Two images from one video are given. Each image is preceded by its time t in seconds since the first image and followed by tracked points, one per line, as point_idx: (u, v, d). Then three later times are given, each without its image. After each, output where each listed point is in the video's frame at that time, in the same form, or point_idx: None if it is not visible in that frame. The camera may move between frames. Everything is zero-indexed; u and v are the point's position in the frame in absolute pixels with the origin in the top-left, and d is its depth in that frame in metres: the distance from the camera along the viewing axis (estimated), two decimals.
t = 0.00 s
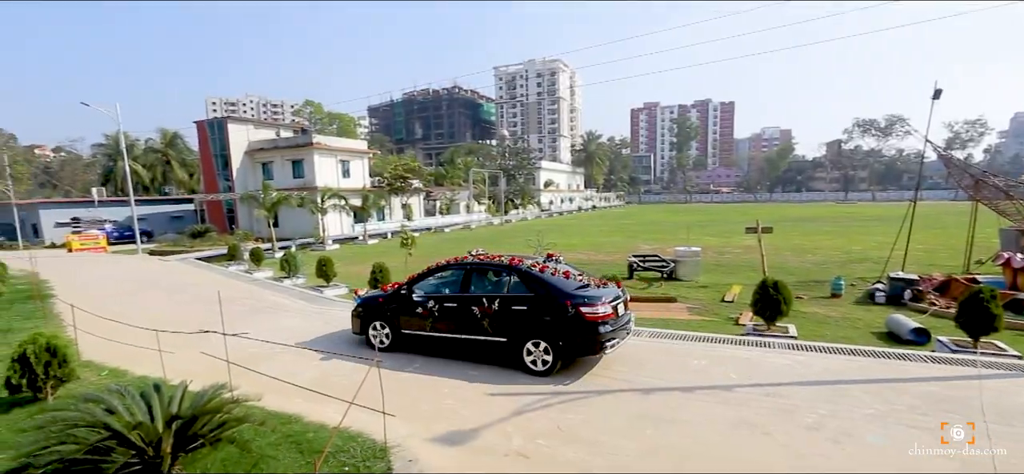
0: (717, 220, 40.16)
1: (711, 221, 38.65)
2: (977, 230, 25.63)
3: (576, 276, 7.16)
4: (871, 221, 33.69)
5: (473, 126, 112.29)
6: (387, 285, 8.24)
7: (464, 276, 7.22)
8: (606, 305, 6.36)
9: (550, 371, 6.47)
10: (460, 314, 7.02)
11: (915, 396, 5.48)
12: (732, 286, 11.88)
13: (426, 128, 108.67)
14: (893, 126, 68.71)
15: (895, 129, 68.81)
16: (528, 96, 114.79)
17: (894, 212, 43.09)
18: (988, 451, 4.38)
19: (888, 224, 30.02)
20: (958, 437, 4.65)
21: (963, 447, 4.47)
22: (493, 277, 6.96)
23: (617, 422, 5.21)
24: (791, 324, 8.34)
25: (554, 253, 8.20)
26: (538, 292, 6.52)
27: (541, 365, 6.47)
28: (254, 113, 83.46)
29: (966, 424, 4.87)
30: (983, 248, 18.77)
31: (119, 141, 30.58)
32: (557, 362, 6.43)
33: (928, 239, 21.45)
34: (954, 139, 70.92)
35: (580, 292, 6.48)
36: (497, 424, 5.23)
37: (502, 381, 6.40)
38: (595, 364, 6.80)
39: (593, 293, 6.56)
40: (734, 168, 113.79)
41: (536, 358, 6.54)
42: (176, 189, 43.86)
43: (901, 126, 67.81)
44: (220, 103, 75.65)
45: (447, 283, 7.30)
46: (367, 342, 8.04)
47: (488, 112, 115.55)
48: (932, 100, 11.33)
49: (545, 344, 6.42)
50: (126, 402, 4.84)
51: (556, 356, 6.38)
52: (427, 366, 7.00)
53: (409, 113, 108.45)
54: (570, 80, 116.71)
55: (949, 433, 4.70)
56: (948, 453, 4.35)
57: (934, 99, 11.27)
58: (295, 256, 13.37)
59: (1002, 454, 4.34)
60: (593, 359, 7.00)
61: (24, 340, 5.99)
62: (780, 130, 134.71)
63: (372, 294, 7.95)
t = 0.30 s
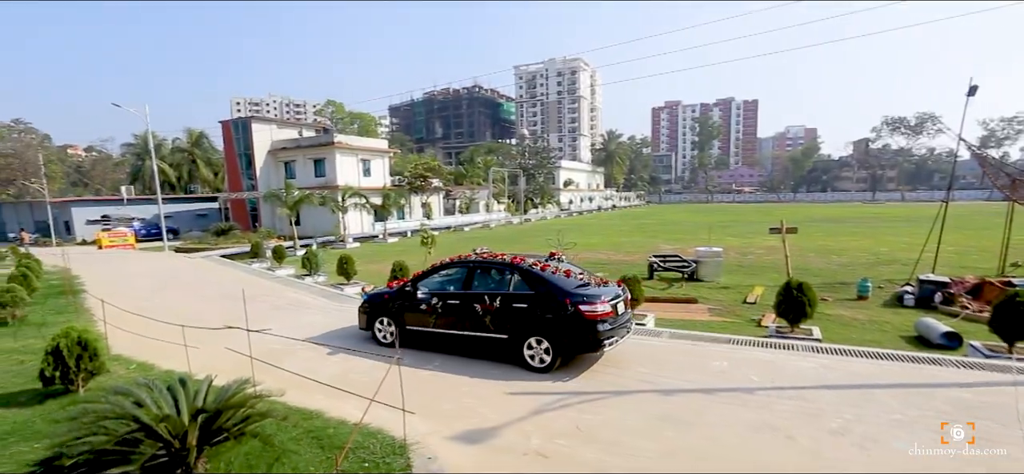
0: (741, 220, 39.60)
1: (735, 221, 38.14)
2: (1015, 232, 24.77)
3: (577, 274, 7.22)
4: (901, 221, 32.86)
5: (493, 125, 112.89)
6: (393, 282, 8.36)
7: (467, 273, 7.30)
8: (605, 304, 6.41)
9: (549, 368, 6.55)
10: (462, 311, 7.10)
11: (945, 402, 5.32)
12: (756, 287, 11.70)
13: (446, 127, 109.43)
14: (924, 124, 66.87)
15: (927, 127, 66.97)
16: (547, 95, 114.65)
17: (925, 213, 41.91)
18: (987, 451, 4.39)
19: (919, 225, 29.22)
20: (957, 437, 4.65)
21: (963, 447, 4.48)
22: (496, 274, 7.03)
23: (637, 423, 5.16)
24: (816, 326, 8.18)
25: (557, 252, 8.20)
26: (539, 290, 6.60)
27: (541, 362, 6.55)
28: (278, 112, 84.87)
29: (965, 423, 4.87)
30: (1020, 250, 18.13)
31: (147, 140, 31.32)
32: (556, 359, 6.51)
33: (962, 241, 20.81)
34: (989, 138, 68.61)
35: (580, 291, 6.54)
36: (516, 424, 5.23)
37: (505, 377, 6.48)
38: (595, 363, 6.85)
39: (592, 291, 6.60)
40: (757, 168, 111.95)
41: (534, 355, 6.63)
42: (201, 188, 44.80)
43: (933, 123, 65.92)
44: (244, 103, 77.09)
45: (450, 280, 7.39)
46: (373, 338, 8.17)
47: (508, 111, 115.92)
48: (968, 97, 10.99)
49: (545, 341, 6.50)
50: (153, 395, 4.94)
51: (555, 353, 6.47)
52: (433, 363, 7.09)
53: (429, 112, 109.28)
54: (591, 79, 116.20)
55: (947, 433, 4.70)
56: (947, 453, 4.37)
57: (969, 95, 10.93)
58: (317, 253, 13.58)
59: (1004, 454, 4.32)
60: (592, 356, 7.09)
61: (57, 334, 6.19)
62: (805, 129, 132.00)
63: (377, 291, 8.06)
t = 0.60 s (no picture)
0: (764, 221, 39.02)
1: (758, 223, 37.60)
2: None
3: (578, 274, 7.31)
4: (932, 223, 31.93)
5: (512, 126, 113.36)
6: (400, 281, 8.58)
7: (471, 272, 7.46)
8: (605, 303, 6.52)
9: (548, 366, 6.67)
10: (466, 309, 7.27)
11: (977, 409, 5.17)
12: (778, 289, 11.52)
13: (466, 128, 110.17)
14: (956, 123, 64.95)
15: (958, 127, 65.02)
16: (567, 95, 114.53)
17: (958, 215, 40.63)
18: (987, 451, 4.41)
19: (952, 227, 28.34)
20: (957, 437, 4.68)
21: (964, 448, 4.49)
22: (500, 274, 7.17)
23: (660, 426, 5.09)
24: (840, 330, 8.02)
25: (559, 253, 8.33)
26: (540, 289, 6.73)
27: (541, 360, 6.66)
28: (300, 113, 86.29)
29: (966, 423, 4.90)
30: None
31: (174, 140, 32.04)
32: (555, 357, 6.61)
33: (996, 244, 20.15)
34: None
35: (580, 290, 6.65)
36: (535, 425, 5.21)
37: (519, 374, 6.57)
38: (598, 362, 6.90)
39: (593, 290, 6.71)
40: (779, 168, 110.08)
41: (534, 353, 6.75)
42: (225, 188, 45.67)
43: (966, 122, 63.95)
44: (268, 105, 78.52)
45: (455, 278, 7.55)
46: (380, 335, 8.38)
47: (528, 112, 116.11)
48: (1003, 95, 10.66)
49: (545, 339, 6.61)
50: (179, 391, 5.03)
51: (554, 351, 6.57)
52: (439, 359, 7.26)
53: (448, 112, 110.13)
54: (611, 79, 115.73)
55: (948, 433, 4.73)
56: (947, 453, 4.39)
57: (1005, 93, 10.61)
58: (337, 253, 13.74)
59: (1002, 454, 4.37)
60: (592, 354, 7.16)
61: (88, 330, 6.35)
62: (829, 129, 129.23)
63: (385, 288, 8.28)
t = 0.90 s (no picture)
0: (787, 224, 38.43)
1: (780, 225, 37.05)
2: None
3: (579, 274, 7.41)
4: (963, 226, 31.03)
5: (531, 127, 113.85)
6: (406, 279, 8.73)
7: (475, 271, 7.58)
8: (603, 303, 6.62)
9: (548, 364, 6.78)
10: (468, 308, 7.40)
11: (1008, 419, 5.01)
12: (800, 293, 11.34)
13: (484, 129, 110.78)
14: (989, 124, 62.98)
15: (991, 127, 63.00)
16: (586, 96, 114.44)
17: (991, 218, 39.36)
18: (985, 451, 4.47)
19: (985, 231, 27.49)
20: (957, 437, 4.72)
21: (963, 447, 4.54)
22: (503, 274, 7.28)
23: (679, 430, 5.04)
24: (865, 335, 7.84)
25: (561, 253, 8.43)
26: (540, 289, 6.84)
27: (540, 358, 6.78)
28: (321, 114, 87.54)
29: (965, 423, 4.96)
30: None
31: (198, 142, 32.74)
32: (554, 356, 6.72)
33: None
34: None
35: (579, 290, 6.76)
36: (553, 426, 5.19)
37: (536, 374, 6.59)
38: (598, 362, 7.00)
39: (592, 291, 6.81)
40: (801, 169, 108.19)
41: (534, 352, 6.87)
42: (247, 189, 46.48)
43: (1000, 122, 61.94)
44: (291, 107, 79.96)
45: (458, 278, 7.67)
46: (385, 331, 8.55)
47: (546, 113, 116.10)
48: None
49: (545, 338, 6.72)
50: (202, 387, 5.12)
51: (554, 350, 6.68)
52: (443, 357, 7.39)
53: (467, 114, 110.83)
54: (630, 80, 115.17)
55: (948, 433, 4.78)
56: (947, 453, 4.44)
57: None
58: (356, 253, 13.87)
59: (1002, 454, 4.40)
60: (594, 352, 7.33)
61: (115, 327, 6.51)
62: (854, 129, 126.40)
63: (390, 286, 8.42)
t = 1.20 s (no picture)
0: (810, 226, 37.73)
1: (803, 228, 36.41)
2: None
3: (581, 275, 7.47)
4: (997, 229, 30.02)
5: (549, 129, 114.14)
6: (413, 280, 8.90)
7: (479, 272, 7.72)
8: (602, 304, 6.67)
9: (548, 363, 6.89)
10: (472, 308, 7.54)
11: None
12: (824, 296, 11.14)
13: (502, 131, 111.37)
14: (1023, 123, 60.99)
15: None
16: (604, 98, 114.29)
17: None
18: (985, 450, 4.51)
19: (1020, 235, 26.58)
20: (957, 437, 4.78)
21: (963, 447, 4.58)
22: (506, 275, 7.39)
23: (701, 434, 4.98)
24: (893, 341, 7.66)
25: (565, 255, 8.51)
26: (540, 290, 6.93)
27: (541, 358, 6.88)
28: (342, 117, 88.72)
29: (966, 423, 5.00)
30: None
31: (222, 146, 33.44)
32: (554, 356, 6.82)
33: None
34: None
35: (579, 291, 6.82)
36: (572, 429, 5.17)
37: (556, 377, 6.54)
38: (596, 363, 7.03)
39: (592, 291, 6.87)
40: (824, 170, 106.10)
41: (534, 351, 6.98)
42: (268, 191, 47.26)
43: None
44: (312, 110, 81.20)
45: (463, 279, 7.80)
46: (392, 330, 8.73)
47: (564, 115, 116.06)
48: None
49: (545, 338, 6.81)
50: (224, 386, 5.18)
51: (554, 350, 6.78)
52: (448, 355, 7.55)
53: (485, 116, 111.53)
54: (648, 81, 114.56)
55: (948, 433, 4.83)
56: (946, 452, 4.48)
57: None
58: (375, 255, 13.99)
59: (1004, 454, 4.43)
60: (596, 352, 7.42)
61: (141, 326, 6.64)
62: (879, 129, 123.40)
63: (398, 286, 8.60)
